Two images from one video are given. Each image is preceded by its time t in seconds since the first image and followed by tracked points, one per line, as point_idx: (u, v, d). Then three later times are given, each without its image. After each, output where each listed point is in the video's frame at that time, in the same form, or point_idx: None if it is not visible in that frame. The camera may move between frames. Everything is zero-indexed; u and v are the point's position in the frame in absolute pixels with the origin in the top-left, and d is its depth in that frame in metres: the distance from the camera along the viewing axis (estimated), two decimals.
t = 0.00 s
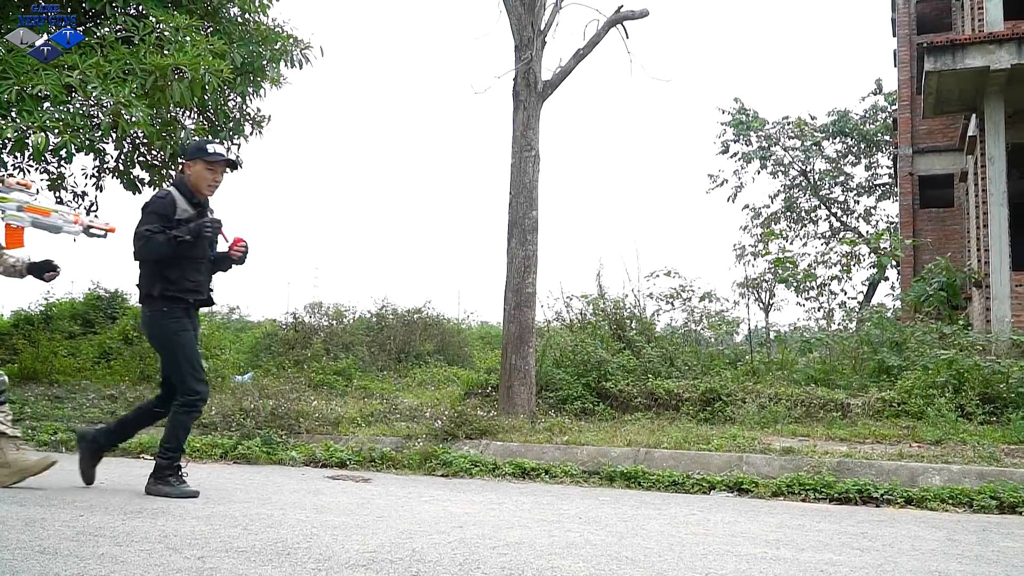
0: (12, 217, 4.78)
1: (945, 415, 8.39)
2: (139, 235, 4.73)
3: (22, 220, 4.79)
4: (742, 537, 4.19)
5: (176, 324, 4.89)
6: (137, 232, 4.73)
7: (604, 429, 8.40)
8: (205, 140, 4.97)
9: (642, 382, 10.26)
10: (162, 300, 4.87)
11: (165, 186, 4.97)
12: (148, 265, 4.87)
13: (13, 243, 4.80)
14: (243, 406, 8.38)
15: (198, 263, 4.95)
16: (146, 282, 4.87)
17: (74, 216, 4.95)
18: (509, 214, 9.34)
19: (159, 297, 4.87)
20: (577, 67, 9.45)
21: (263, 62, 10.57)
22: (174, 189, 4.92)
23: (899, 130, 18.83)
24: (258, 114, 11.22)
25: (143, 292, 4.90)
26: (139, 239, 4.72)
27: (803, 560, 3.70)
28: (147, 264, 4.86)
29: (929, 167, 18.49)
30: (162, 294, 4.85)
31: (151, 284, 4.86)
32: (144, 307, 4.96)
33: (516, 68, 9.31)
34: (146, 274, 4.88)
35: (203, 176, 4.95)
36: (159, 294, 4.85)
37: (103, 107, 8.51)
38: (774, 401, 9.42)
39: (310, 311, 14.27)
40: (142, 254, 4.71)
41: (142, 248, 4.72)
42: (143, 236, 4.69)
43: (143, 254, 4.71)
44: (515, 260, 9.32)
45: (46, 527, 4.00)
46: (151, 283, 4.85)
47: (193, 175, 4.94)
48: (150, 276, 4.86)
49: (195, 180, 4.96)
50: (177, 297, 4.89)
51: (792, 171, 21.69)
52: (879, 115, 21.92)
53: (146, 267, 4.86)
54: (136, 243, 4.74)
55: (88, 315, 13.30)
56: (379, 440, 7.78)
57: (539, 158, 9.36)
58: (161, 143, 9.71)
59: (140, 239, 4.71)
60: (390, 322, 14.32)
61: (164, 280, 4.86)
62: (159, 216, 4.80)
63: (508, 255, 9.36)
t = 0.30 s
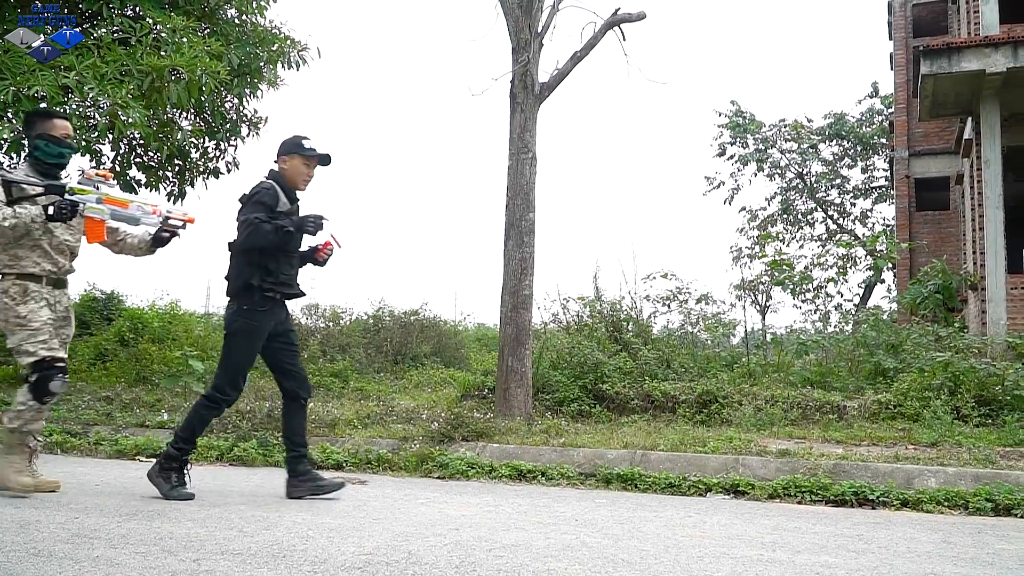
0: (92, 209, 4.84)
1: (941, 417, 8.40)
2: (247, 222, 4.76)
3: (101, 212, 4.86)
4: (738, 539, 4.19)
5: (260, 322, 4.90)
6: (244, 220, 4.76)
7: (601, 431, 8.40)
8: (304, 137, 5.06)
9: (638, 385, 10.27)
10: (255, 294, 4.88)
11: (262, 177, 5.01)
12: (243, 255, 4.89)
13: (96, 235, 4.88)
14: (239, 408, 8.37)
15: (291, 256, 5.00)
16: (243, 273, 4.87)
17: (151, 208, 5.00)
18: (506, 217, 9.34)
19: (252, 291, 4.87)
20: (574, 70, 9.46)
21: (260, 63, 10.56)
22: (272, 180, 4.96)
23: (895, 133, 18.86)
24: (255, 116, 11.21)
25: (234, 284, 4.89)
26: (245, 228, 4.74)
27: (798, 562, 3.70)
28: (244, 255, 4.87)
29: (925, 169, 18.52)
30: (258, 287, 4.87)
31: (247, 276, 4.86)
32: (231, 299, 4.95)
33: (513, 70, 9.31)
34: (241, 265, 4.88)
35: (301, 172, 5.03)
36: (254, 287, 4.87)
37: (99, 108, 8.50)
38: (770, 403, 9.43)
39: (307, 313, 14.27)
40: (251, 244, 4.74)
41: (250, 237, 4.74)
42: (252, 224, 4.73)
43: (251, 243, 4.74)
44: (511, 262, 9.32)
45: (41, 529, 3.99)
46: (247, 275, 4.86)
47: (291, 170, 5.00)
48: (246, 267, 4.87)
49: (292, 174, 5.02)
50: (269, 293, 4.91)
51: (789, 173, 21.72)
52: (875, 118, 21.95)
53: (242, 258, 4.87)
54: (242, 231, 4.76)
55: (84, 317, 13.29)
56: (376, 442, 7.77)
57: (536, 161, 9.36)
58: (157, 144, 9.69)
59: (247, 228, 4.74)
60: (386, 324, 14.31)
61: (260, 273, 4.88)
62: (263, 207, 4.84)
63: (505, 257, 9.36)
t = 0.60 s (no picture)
0: (186, 240, 4.67)
1: (934, 420, 8.43)
2: (325, 231, 4.81)
3: (195, 244, 4.69)
4: (731, 542, 4.19)
5: (350, 322, 4.93)
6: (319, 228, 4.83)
7: (595, 434, 8.41)
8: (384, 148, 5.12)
9: (632, 387, 10.28)
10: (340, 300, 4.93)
11: (343, 185, 5.06)
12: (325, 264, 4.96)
13: (190, 265, 4.84)
14: (233, 411, 8.36)
15: (375, 264, 4.99)
16: (325, 282, 4.92)
17: (246, 245, 4.76)
18: (500, 219, 9.35)
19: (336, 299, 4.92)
20: (569, 73, 9.47)
21: (255, 65, 10.56)
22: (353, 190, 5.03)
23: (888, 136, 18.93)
24: (249, 118, 11.20)
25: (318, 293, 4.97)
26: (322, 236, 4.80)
27: (792, 565, 3.71)
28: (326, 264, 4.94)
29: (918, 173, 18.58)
30: (340, 293, 4.91)
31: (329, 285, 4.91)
32: (320, 309, 5.02)
33: (508, 73, 9.32)
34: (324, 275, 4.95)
35: (381, 183, 5.08)
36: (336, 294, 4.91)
37: (93, 108, 8.49)
38: (764, 406, 9.45)
39: (301, 315, 14.26)
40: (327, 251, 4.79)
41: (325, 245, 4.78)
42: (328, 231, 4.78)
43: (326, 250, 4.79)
44: (505, 264, 9.33)
45: (32, 532, 3.98)
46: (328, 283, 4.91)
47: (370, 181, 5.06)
48: (326, 275, 4.92)
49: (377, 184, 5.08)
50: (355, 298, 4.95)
51: (783, 177, 21.78)
52: (869, 122, 22.02)
53: (323, 266, 4.95)
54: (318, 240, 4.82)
55: (77, 319, 13.26)
56: (370, 444, 7.76)
57: (531, 163, 9.37)
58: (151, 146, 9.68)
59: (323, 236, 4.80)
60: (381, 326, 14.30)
61: (342, 279, 4.92)
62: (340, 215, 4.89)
63: (499, 260, 9.37)
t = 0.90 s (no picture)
0: (286, 223, 4.70)
1: (926, 423, 8.46)
2: (446, 243, 4.84)
3: (293, 229, 4.70)
4: (724, 545, 4.20)
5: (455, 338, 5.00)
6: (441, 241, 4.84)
7: (587, 437, 8.42)
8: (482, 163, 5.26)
9: (625, 390, 10.29)
10: (447, 315, 4.98)
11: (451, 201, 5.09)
12: (430, 277, 4.97)
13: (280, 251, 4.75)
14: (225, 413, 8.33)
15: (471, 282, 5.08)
16: (433, 296, 4.94)
17: (343, 241, 4.66)
18: (494, 221, 9.35)
19: (444, 314, 4.96)
20: (562, 75, 9.49)
21: (248, 67, 10.54)
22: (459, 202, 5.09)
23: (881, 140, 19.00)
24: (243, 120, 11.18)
25: (420, 306, 4.96)
26: (446, 250, 4.83)
27: (784, 567, 3.72)
28: (433, 277, 4.96)
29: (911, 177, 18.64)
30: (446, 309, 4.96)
31: (438, 299, 4.94)
32: (417, 322, 5.01)
33: (502, 76, 9.33)
34: (429, 287, 4.95)
35: (483, 199, 5.20)
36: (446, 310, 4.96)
37: (85, 109, 8.48)
38: (757, 409, 9.46)
39: (294, 318, 14.25)
40: (448, 265, 4.82)
41: (447, 258, 4.81)
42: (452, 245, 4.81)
43: (449, 266, 4.82)
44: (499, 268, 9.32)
45: (23, 535, 3.96)
46: (438, 297, 4.94)
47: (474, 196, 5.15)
48: (435, 289, 4.94)
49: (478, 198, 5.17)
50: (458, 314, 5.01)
51: (776, 180, 21.83)
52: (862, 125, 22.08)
53: (431, 281, 4.95)
54: (439, 253, 4.84)
55: (69, 321, 13.21)
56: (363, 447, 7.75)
57: (525, 166, 9.37)
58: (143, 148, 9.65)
59: (445, 249, 4.83)
60: (375, 329, 14.28)
61: (450, 295, 4.96)
62: (458, 229, 4.93)
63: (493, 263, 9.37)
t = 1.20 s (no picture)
0: (386, 215, 4.85)
1: (913, 426, 8.50)
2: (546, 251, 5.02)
3: (394, 217, 4.86)
4: (713, 548, 4.21)
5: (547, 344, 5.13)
6: (540, 245, 5.04)
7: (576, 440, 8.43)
8: (585, 180, 5.54)
9: (614, 393, 10.30)
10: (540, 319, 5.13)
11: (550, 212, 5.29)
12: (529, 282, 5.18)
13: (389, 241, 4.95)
14: (213, 416, 8.29)
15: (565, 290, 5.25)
16: (528, 299, 5.12)
17: (440, 210, 4.88)
18: (483, 224, 9.36)
19: (537, 318, 5.11)
20: (553, 79, 9.50)
21: (238, 68, 10.52)
22: (561, 211, 5.34)
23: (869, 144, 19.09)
24: (232, 121, 11.15)
25: (515, 307, 5.16)
26: (545, 254, 5.02)
27: (772, 570, 3.73)
28: (531, 282, 5.16)
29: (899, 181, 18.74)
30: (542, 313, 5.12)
31: (533, 303, 5.11)
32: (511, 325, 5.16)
33: (492, 79, 9.34)
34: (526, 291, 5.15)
35: (578, 211, 5.40)
36: (538, 313, 5.10)
37: (74, 110, 8.45)
38: (745, 412, 9.48)
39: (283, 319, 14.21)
40: (546, 269, 5.01)
41: (545, 261, 5.00)
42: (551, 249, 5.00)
43: (546, 268, 5.00)
44: (489, 271, 9.32)
45: (7, 539, 3.93)
46: (534, 300, 5.11)
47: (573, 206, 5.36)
48: (531, 293, 5.13)
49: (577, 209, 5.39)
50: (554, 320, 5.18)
51: (765, 184, 21.91)
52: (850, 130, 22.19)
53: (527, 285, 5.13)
54: (537, 256, 5.04)
55: (56, 322, 13.13)
56: (351, 450, 7.74)
57: (514, 169, 9.38)
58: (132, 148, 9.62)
59: (544, 252, 5.02)
60: (364, 331, 14.28)
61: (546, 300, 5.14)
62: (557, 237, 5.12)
63: (482, 265, 9.37)
